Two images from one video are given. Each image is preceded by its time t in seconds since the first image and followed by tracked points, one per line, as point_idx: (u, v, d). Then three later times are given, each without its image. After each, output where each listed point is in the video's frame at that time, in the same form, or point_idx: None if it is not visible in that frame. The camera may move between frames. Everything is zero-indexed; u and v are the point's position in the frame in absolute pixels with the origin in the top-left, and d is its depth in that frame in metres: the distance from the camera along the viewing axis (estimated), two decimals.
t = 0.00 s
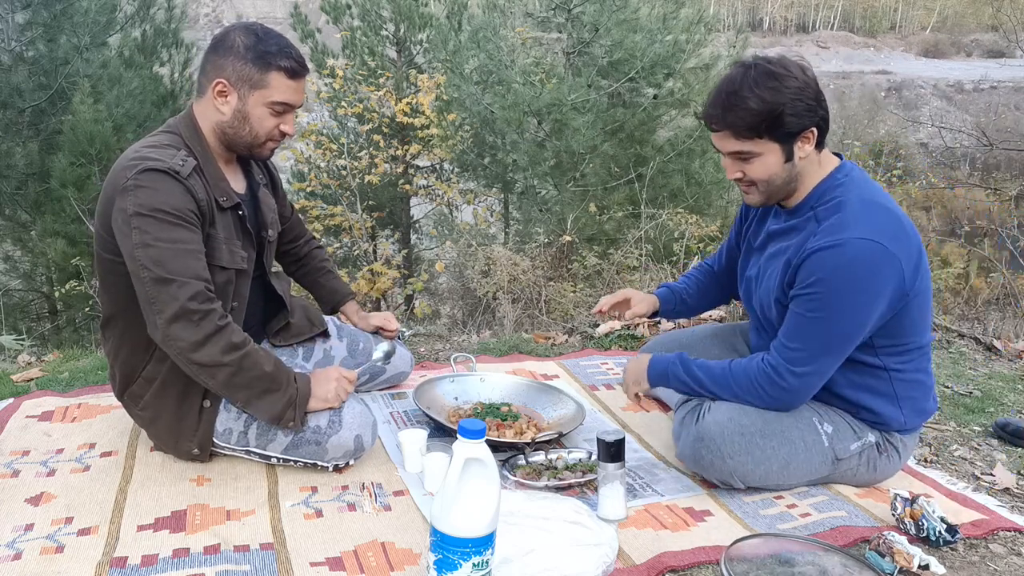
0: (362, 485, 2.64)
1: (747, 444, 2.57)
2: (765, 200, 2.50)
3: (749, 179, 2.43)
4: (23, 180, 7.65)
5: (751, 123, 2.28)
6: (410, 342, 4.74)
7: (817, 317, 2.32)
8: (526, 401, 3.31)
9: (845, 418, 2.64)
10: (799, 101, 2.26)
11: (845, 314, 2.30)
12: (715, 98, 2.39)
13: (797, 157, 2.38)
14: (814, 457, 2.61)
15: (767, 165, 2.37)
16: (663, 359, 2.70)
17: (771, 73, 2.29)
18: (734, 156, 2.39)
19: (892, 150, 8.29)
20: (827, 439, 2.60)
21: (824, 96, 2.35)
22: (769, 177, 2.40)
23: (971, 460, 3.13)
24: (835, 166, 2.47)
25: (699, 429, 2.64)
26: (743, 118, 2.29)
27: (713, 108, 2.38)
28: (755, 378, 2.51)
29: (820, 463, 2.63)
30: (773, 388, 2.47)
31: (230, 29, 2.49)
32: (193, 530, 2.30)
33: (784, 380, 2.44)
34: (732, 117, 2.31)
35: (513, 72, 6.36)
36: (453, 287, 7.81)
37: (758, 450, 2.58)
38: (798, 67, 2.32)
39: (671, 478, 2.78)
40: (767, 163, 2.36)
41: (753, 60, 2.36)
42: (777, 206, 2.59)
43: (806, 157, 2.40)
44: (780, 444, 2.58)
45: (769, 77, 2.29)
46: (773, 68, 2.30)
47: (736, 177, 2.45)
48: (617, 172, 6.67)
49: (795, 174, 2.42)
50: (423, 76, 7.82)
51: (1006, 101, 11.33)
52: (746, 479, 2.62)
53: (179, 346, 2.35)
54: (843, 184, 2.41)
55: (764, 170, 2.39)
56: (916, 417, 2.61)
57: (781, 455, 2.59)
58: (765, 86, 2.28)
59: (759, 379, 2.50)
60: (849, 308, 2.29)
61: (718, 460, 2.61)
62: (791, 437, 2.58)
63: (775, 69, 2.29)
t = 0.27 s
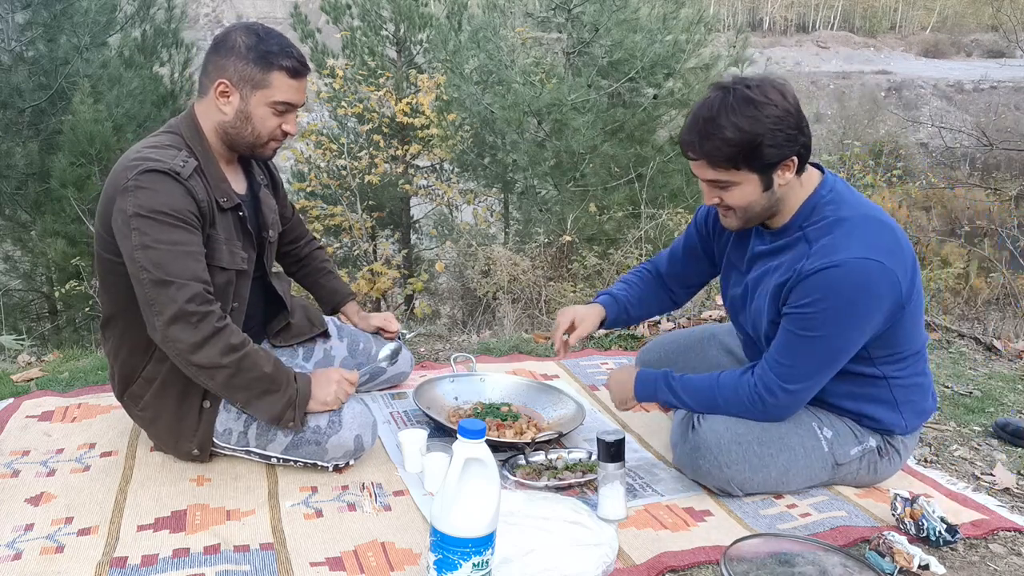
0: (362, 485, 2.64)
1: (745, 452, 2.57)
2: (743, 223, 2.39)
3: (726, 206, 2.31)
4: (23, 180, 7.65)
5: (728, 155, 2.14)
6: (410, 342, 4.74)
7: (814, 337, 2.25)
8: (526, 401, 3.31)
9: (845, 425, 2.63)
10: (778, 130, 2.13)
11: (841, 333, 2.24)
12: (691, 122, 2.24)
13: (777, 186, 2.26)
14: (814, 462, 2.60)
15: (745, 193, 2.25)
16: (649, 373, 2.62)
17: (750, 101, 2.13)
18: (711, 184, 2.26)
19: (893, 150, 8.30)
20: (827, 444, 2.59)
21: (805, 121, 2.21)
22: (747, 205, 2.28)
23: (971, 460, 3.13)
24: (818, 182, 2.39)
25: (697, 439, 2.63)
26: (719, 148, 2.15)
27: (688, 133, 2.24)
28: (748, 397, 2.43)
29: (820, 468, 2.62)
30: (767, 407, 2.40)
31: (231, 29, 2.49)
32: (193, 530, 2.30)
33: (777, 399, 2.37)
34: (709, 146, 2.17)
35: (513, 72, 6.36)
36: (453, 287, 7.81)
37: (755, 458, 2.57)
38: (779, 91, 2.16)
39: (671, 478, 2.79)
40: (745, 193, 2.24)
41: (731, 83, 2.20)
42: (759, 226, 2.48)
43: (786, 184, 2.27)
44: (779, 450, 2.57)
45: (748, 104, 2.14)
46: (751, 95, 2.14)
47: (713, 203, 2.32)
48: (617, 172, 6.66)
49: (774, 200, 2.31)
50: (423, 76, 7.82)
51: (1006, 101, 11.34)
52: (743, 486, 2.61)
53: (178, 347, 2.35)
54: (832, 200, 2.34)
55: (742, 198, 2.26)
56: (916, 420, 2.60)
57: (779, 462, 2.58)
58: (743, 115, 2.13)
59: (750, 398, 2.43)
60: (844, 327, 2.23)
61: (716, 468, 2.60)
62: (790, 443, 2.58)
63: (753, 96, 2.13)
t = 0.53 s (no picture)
0: (362, 485, 2.64)
1: (742, 456, 2.56)
2: (725, 242, 2.36)
3: (707, 226, 2.27)
4: (23, 180, 7.65)
5: (708, 181, 2.10)
6: (410, 342, 4.74)
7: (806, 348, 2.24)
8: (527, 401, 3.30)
9: (845, 429, 2.62)
10: (760, 157, 2.07)
11: (832, 344, 2.23)
12: (672, 141, 2.18)
13: (758, 210, 2.21)
14: (813, 466, 2.60)
15: (727, 216, 2.21)
16: (640, 379, 2.63)
17: (732, 125, 2.07)
18: (692, 206, 2.22)
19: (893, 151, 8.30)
20: (826, 448, 2.59)
21: (789, 143, 2.14)
22: (728, 228, 2.25)
23: (971, 460, 3.13)
24: (803, 195, 2.36)
25: (693, 444, 2.62)
26: (699, 173, 2.10)
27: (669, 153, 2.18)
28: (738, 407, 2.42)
29: (819, 472, 2.62)
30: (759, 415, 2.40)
31: (229, 29, 2.49)
32: (193, 530, 2.30)
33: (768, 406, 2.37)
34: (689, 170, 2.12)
35: (513, 72, 6.37)
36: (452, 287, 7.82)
37: (752, 463, 2.56)
38: (762, 114, 2.09)
39: (671, 478, 2.79)
40: (725, 216, 2.20)
41: (714, 104, 2.13)
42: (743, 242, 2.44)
43: (769, 206, 2.22)
44: (777, 454, 2.57)
45: (729, 128, 2.07)
46: (733, 119, 2.08)
47: (693, 222, 2.28)
48: (617, 172, 6.66)
49: (757, 222, 2.27)
50: (423, 76, 7.82)
51: (1006, 101, 11.37)
52: (740, 490, 2.60)
53: (177, 348, 2.35)
54: (818, 211, 2.32)
55: (723, 221, 2.23)
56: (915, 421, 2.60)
57: (777, 466, 2.58)
58: (724, 141, 2.06)
59: (742, 408, 2.42)
60: (835, 338, 2.23)
61: (712, 473, 2.58)
62: (789, 447, 2.57)
63: (735, 120, 2.07)
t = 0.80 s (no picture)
0: (362, 485, 2.64)
1: (742, 457, 2.56)
2: (722, 254, 2.35)
3: (706, 238, 2.26)
4: (23, 180, 7.65)
5: (709, 195, 2.08)
6: (410, 342, 4.74)
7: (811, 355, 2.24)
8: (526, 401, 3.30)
9: (847, 430, 2.62)
10: (762, 173, 2.06)
11: (836, 349, 2.24)
12: (673, 155, 2.16)
13: (758, 224, 2.20)
14: (814, 467, 2.60)
15: (727, 229, 2.19)
16: (644, 377, 2.64)
17: (735, 140, 2.06)
18: (692, 219, 2.20)
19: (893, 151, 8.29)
20: (827, 449, 2.59)
21: (791, 159, 2.14)
22: (727, 240, 2.23)
23: (971, 460, 3.13)
24: (799, 201, 2.35)
25: (694, 445, 2.62)
26: (700, 187, 2.09)
27: (670, 167, 2.16)
28: (741, 411, 2.43)
29: (820, 473, 2.62)
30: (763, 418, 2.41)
31: (228, 29, 2.49)
32: (193, 530, 2.30)
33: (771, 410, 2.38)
34: (690, 183, 2.10)
35: (513, 72, 6.37)
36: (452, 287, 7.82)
37: (753, 464, 2.56)
38: (764, 130, 2.09)
39: (671, 478, 2.79)
40: (725, 230, 2.19)
41: (717, 119, 2.12)
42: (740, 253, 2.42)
43: (769, 221, 2.22)
44: (777, 455, 2.57)
45: (732, 143, 2.06)
46: (736, 133, 2.07)
47: (692, 234, 2.27)
48: (617, 172, 6.66)
49: (756, 234, 2.26)
50: (423, 76, 7.82)
51: (1006, 101, 11.37)
52: (741, 491, 2.60)
53: (177, 349, 2.36)
54: (817, 217, 2.31)
55: (722, 234, 2.21)
56: (916, 420, 2.60)
57: (778, 467, 2.58)
58: (727, 155, 2.05)
59: (746, 411, 2.43)
60: (840, 343, 2.23)
61: (712, 473, 2.58)
62: (790, 448, 2.57)
63: (739, 135, 2.06)
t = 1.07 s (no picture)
0: (362, 485, 2.64)
1: (743, 457, 2.56)
2: (722, 254, 2.35)
3: (706, 237, 2.26)
4: (23, 180, 7.66)
5: (711, 193, 2.08)
6: (410, 342, 4.74)
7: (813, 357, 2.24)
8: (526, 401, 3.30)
9: (847, 430, 2.62)
10: (766, 173, 2.06)
11: (838, 352, 2.24)
12: (677, 151, 2.16)
13: (760, 225, 2.20)
14: (814, 467, 2.60)
15: (727, 229, 2.19)
16: (644, 377, 2.64)
17: (739, 139, 2.06)
18: (693, 217, 2.20)
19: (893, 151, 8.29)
20: (827, 449, 2.59)
21: (796, 162, 2.14)
22: (728, 241, 2.23)
23: (971, 460, 3.13)
24: (799, 203, 2.35)
25: (694, 445, 2.62)
26: (702, 185, 2.09)
27: (673, 164, 2.16)
28: (741, 413, 2.43)
29: (820, 473, 2.62)
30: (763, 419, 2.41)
31: (227, 29, 2.49)
32: (193, 530, 2.30)
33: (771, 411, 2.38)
34: (693, 181, 2.10)
35: (513, 72, 6.37)
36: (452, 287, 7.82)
37: (753, 464, 2.56)
38: (770, 130, 2.09)
39: (671, 478, 2.79)
40: (726, 230, 2.19)
41: (723, 117, 2.12)
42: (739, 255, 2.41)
43: (770, 223, 2.22)
44: (778, 455, 2.57)
45: (737, 142, 2.06)
46: (741, 132, 2.07)
47: (693, 233, 2.26)
48: (617, 172, 6.66)
49: (758, 235, 2.26)
50: (423, 76, 7.82)
51: (1006, 101, 11.38)
52: (741, 491, 2.60)
53: (177, 350, 2.35)
54: (817, 219, 2.30)
55: (723, 233, 2.21)
56: (916, 421, 2.60)
57: (778, 467, 2.57)
58: (731, 154, 2.05)
59: (747, 412, 2.43)
60: (842, 345, 2.23)
61: (712, 473, 2.58)
62: (790, 449, 2.57)
63: (743, 134, 2.06)
